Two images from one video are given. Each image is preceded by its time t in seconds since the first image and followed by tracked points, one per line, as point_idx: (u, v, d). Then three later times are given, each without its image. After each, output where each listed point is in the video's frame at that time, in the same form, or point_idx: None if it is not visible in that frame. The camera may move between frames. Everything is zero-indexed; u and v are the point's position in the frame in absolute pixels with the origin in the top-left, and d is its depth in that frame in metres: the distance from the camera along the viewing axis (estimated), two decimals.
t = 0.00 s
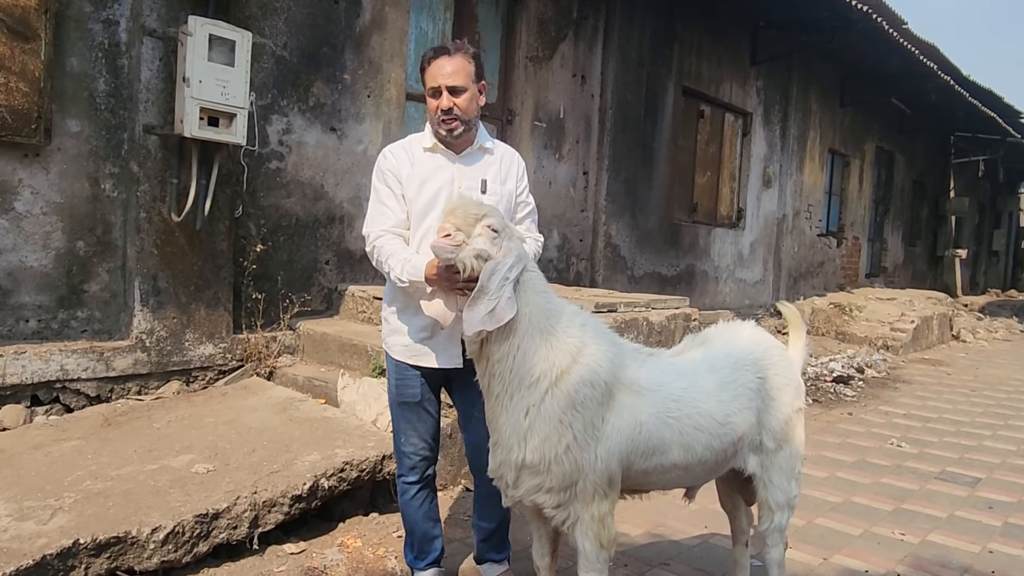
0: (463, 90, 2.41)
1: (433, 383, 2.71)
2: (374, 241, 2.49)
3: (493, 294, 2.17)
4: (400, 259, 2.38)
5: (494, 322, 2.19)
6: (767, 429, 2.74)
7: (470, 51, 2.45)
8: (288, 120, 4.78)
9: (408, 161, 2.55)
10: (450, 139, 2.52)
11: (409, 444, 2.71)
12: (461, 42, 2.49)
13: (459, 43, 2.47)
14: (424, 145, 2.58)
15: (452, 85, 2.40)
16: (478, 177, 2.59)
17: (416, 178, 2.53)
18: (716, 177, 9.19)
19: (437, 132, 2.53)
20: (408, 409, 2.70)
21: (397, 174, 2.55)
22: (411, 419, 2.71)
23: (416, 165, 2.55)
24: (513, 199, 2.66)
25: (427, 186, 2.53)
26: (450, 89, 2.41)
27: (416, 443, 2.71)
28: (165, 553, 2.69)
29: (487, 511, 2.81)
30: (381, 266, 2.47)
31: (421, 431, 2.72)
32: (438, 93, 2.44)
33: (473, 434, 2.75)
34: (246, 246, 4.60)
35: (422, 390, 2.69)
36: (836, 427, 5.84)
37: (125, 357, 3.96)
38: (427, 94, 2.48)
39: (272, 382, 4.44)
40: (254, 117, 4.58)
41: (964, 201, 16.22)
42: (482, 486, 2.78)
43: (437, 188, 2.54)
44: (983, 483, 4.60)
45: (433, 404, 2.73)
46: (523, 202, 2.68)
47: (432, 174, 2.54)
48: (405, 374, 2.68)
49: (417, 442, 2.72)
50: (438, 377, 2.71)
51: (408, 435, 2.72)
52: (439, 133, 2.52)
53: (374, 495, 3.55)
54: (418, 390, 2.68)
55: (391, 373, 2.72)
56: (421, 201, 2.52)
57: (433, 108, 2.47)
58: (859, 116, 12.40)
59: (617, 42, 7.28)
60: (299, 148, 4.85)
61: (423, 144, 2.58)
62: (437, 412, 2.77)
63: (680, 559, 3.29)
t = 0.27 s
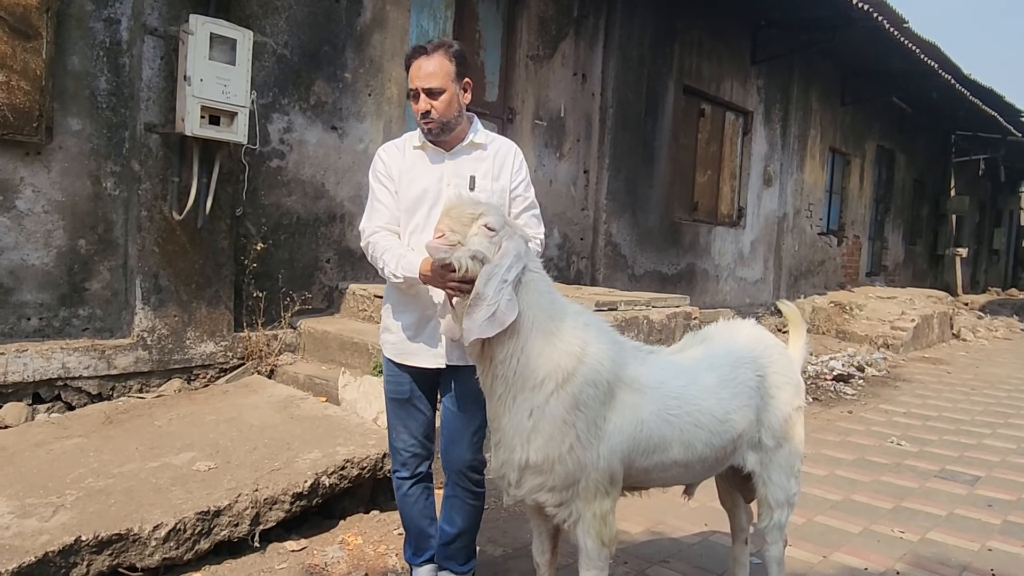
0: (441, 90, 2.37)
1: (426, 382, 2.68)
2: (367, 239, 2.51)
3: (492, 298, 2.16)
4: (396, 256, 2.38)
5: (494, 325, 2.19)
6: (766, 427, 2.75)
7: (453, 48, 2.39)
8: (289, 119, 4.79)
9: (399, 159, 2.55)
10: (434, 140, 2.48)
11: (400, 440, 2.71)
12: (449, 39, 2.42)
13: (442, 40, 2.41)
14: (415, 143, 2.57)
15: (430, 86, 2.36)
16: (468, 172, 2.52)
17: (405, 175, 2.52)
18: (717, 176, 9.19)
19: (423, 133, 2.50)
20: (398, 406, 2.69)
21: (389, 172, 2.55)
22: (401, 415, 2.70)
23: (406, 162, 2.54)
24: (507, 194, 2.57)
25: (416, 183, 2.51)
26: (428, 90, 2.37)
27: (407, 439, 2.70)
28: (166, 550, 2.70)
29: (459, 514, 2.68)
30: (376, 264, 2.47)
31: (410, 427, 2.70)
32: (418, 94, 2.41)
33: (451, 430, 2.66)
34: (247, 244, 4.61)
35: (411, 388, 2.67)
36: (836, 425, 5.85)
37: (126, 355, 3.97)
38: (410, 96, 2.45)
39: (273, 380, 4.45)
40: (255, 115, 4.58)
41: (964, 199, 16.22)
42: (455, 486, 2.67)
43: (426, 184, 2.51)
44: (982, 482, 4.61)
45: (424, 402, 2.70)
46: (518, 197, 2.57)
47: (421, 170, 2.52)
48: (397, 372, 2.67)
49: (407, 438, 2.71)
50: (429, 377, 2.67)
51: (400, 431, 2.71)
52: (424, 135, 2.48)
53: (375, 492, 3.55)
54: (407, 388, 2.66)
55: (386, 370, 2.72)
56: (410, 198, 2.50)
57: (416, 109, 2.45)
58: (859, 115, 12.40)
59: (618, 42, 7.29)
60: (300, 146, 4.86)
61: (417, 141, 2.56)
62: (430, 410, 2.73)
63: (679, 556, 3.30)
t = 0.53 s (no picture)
0: (456, 78, 2.37)
1: (421, 383, 2.66)
2: (365, 237, 2.50)
3: (504, 294, 2.19)
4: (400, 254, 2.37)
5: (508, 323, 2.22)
6: (766, 423, 2.76)
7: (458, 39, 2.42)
8: (291, 117, 4.80)
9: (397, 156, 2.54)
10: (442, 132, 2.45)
11: (398, 440, 2.72)
12: (448, 30, 2.45)
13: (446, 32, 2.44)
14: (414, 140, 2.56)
15: (445, 74, 2.35)
16: (468, 171, 2.53)
17: (404, 173, 2.52)
18: (718, 174, 9.20)
19: (427, 126, 2.46)
20: (395, 407, 2.70)
21: (387, 169, 2.54)
22: (397, 415, 2.70)
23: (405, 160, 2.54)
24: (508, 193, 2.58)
25: (415, 182, 2.51)
26: (443, 77, 2.36)
27: (404, 440, 2.71)
28: (169, 546, 2.71)
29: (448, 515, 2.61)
30: (377, 263, 2.46)
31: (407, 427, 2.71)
32: (430, 83, 2.38)
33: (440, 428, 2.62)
34: (249, 242, 4.62)
35: (407, 389, 2.66)
36: (837, 423, 5.86)
37: (129, 353, 3.98)
38: (418, 86, 2.42)
39: (275, 378, 4.46)
40: (257, 113, 4.59)
41: (966, 198, 16.21)
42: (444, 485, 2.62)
43: (425, 183, 2.51)
44: (982, 479, 4.61)
45: (420, 404, 2.69)
46: (519, 197, 2.59)
47: (420, 169, 2.52)
48: (393, 373, 2.67)
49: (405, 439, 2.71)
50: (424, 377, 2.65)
51: (398, 432, 2.72)
52: (431, 128, 2.44)
53: (377, 489, 3.56)
54: (403, 389, 2.66)
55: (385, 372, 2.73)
56: (409, 196, 2.51)
57: (425, 99, 2.41)
58: (861, 114, 12.39)
59: (619, 40, 7.29)
60: (301, 145, 4.87)
61: (415, 138, 2.56)
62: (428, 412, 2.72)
63: (679, 553, 3.31)
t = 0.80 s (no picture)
0: (472, 75, 2.33)
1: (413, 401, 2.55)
2: (365, 240, 2.35)
3: (536, 297, 2.17)
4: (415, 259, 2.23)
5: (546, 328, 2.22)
6: (764, 422, 2.78)
7: (469, 38, 2.39)
8: (292, 117, 4.81)
9: (397, 159, 2.43)
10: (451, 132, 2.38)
11: (388, 459, 2.61)
12: (457, 30, 2.42)
13: (454, 32, 2.40)
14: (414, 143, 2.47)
15: (463, 70, 2.32)
16: (471, 180, 2.48)
17: (406, 177, 2.42)
18: (719, 174, 9.21)
19: (436, 126, 2.38)
20: (386, 424, 2.57)
21: (387, 171, 2.42)
22: (387, 434, 2.59)
23: (406, 163, 2.43)
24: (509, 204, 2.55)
25: (417, 186, 2.42)
26: (459, 74, 2.32)
27: (394, 459, 2.60)
28: (169, 544, 2.73)
29: (435, 538, 2.47)
30: (383, 268, 2.30)
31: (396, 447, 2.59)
32: (445, 78, 2.32)
33: (431, 446, 2.52)
34: (250, 241, 4.64)
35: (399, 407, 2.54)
36: (837, 423, 5.86)
37: (130, 352, 4.00)
38: (430, 82, 2.35)
39: (276, 377, 4.48)
40: (258, 114, 4.61)
41: (967, 198, 16.21)
42: (432, 506, 2.51)
43: (428, 188, 2.42)
44: (982, 479, 4.62)
45: (413, 421, 2.58)
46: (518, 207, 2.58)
47: (422, 174, 2.43)
48: (384, 390, 2.54)
49: (394, 458, 2.61)
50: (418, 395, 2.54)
51: (388, 451, 2.60)
52: (441, 127, 2.36)
53: (377, 488, 3.58)
54: (395, 406, 2.54)
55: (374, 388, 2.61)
56: (412, 201, 2.41)
57: (439, 95, 2.33)
58: (862, 114, 12.40)
59: (620, 41, 7.31)
60: (302, 144, 4.89)
61: (415, 142, 2.47)
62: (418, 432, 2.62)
63: (678, 552, 3.32)
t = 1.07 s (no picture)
0: (472, 66, 2.22)
1: (401, 414, 2.36)
2: (359, 232, 2.16)
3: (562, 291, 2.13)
4: (424, 257, 2.07)
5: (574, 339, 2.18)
6: (757, 420, 2.80)
7: (471, 27, 2.27)
8: (290, 116, 4.83)
9: (391, 149, 2.28)
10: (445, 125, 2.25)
11: (366, 478, 2.39)
12: (458, 17, 2.29)
13: (456, 19, 2.27)
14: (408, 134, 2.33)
15: (463, 61, 2.21)
16: (469, 176, 2.36)
17: (402, 170, 2.28)
18: (718, 174, 9.22)
19: (431, 117, 2.25)
20: (366, 439, 2.35)
21: (381, 161, 2.27)
22: (368, 450, 2.37)
23: (402, 154, 2.29)
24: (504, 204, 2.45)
25: (413, 180, 2.28)
26: (458, 64, 2.20)
27: (373, 478, 2.39)
28: (166, 540, 2.75)
29: (431, 557, 2.33)
30: (383, 265, 2.11)
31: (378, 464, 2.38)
32: (443, 68, 2.20)
33: (426, 459, 2.39)
34: (249, 240, 4.66)
35: (386, 422, 2.34)
36: (834, 422, 5.88)
37: (128, 350, 4.02)
38: (426, 71, 2.23)
39: (273, 375, 4.50)
40: (257, 113, 4.62)
41: (968, 198, 16.21)
42: (426, 523, 2.36)
43: (424, 183, 2.29)
44: (977, 478, 4.63)
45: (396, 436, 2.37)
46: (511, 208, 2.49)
47: (418, 167, 2.29)
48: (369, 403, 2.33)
49: (373, 477, 2.39)
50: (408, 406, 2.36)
51: (367, 469, 2.39)
52: (436, 119, 2.24)
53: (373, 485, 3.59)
54: (381, 421, 2.33)
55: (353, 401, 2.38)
56: (409, 196, 2.28)
57: (435, 86, 2.21)
58: (862, 113, 12.40)
59: (619, 40, 7.32)
60: (301, 144, 4.90)
61: (409, 132, 2.32)
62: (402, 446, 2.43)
63: (672, 550, 3.33)
